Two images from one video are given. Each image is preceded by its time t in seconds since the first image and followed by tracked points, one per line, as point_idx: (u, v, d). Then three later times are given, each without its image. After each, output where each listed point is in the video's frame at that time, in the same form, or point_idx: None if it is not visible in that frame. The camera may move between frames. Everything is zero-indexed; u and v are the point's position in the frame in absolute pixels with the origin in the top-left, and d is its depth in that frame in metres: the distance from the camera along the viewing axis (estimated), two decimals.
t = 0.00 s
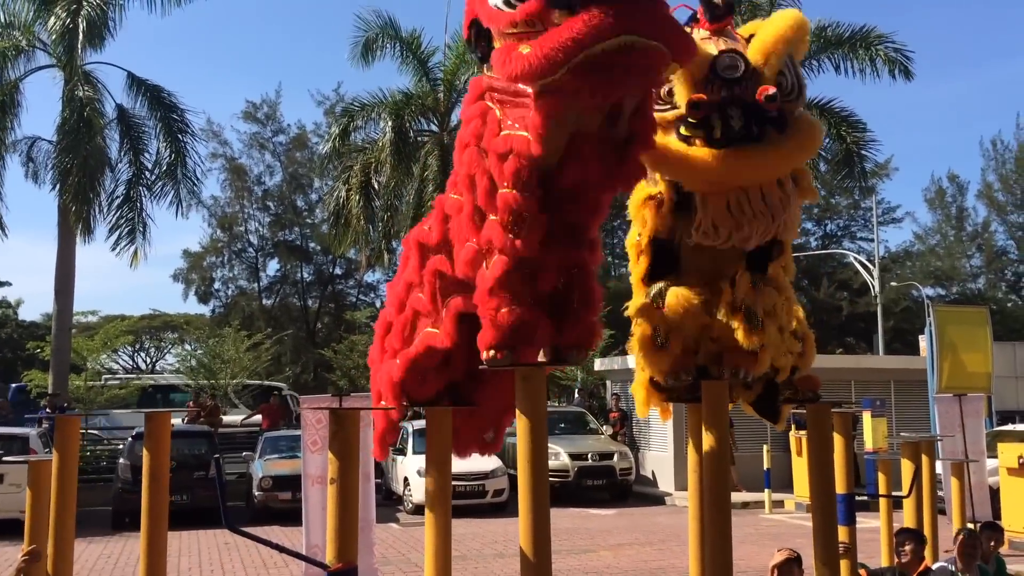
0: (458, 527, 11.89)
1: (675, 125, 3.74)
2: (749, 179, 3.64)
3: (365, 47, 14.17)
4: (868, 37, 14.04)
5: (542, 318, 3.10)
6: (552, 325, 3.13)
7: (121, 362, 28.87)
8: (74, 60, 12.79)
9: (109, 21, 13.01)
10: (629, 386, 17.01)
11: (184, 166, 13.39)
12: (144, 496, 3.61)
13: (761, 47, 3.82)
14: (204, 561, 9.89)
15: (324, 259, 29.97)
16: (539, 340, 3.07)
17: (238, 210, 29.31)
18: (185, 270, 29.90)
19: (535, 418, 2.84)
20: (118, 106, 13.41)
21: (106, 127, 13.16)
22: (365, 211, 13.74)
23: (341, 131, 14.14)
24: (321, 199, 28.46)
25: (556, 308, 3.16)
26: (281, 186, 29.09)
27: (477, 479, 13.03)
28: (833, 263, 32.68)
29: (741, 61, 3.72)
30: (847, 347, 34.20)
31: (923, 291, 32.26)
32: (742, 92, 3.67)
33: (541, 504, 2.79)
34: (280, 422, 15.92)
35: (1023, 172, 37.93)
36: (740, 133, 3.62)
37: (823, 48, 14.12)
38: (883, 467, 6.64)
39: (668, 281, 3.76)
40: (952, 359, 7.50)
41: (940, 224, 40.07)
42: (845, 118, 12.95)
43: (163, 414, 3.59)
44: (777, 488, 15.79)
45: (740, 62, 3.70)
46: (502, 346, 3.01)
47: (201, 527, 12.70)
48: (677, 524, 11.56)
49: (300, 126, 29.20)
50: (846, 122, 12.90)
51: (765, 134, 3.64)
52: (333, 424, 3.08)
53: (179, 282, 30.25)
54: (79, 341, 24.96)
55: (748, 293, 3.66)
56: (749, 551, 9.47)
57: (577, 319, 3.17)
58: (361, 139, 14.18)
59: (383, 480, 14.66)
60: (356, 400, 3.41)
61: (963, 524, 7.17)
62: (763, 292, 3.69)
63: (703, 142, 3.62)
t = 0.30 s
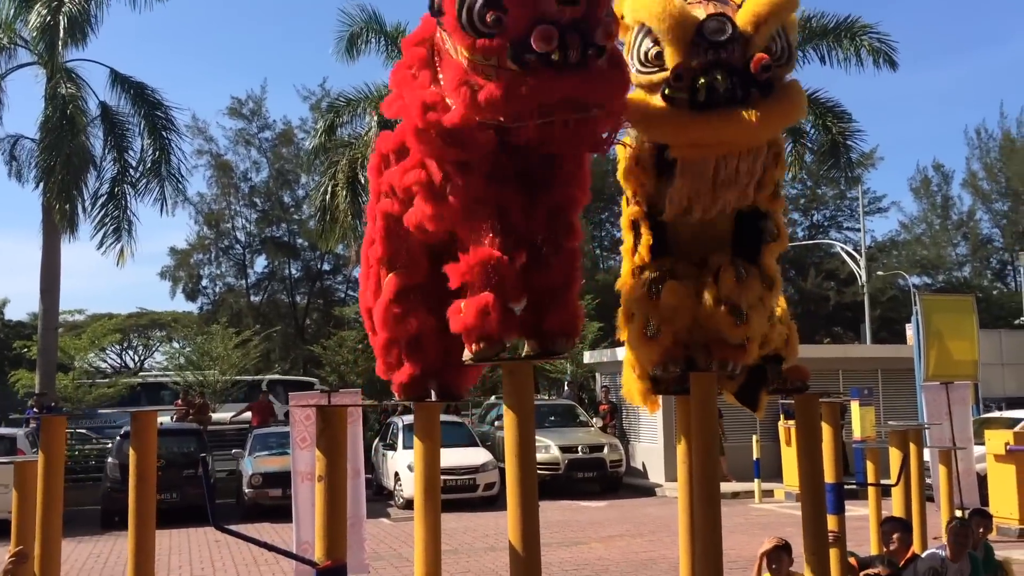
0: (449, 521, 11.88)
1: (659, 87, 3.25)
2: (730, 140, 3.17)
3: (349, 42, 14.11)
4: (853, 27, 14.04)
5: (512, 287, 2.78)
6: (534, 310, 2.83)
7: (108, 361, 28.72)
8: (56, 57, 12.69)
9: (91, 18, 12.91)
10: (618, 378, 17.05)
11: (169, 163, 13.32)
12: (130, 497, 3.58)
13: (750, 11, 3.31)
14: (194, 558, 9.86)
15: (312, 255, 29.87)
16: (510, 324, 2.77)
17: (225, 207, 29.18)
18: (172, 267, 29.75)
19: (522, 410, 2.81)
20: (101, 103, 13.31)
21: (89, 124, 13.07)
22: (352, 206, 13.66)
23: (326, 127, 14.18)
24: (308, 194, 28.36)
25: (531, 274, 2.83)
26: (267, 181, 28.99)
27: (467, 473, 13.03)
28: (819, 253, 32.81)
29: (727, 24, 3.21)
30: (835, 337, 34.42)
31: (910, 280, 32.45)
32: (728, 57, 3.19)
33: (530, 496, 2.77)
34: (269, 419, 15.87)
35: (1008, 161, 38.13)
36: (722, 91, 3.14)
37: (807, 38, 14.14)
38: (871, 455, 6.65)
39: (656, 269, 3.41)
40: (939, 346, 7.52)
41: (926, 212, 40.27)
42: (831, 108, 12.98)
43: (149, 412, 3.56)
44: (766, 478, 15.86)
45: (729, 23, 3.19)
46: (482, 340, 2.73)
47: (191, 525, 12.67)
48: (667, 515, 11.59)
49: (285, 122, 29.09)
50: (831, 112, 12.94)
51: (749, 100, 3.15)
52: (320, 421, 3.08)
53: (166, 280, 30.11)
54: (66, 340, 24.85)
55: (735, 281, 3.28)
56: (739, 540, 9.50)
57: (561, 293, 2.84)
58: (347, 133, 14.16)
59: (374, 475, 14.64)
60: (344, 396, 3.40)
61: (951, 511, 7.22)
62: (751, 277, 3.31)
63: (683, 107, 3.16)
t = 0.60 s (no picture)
0: (439, 505, 11.90)
1: (629, 22, 2.83)
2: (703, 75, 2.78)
3: (332, 26, 14.01)
4: (838, 8, 14.03)
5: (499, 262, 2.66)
6: (513, 283, 2.70)
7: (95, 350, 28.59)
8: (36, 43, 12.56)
9: (71, 4, 12.77)
10: (607, 360, 17.11)
11: (152, 150, 13.20)
12: (118, 486, 3.56)
13: None
14: (185, 546, 9.84)
15: (299, 241, 29.75)
16: (507, 299, 2.68)
17: (210, 193, 29.02)
18: (158, 255, 29.58)
19: (508, 391, 2.73)
20: (82, 90, 13.19)
21: (71, 111, 12.94)
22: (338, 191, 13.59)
23: (311, 111, 14.09)
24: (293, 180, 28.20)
25: (513, 242, 2.70)
26: (252, 168, 28.83)
27: (457, 457, 13.05)
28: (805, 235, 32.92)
29: None
30: (822, 317, 34.64)
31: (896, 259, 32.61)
32: None
33: (518, 477, 2.72)
34: (258, 406, 15.84)
35: (992, 139, 38.30)
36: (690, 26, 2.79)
37: (792, 19, 14.13)
38: (858, 434, 6.67)
39: (647, 230, 2.96)
40: (925, 325, 7.54)
41: (912, 192, 40.43)
42: (816, 89, 12.99)
43: (135, 400, 3.52)
44: (755, 458, 15.98)
45: None
46: (471, 324, 2.62)
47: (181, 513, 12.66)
48: (657, 496, 11.65)
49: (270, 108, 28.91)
50: (817, 93, 12.94)
51: (720, 33, 2.79)
52: (307, 407, 3.07)
53: (152, 268, 29.95)
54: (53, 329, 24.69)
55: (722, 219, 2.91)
56: (728, 520, 9.57)
57: (545, 261, 2.73)
58: (332, 118, 14.09)
59: (364, 461, 14.65)
60: (332, 381, 3.37)
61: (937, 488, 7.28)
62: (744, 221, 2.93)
63: (653, 40, 2.78)
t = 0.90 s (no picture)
0: (425, 497, 11.93)
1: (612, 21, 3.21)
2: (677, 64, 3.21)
3: (321, 18, 13.96)
4: (827, 5, 14.09)
5: (493, 254, 2.66)
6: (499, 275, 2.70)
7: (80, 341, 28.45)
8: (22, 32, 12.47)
9: None
10: (593, 355, 17.16)
11: (139, 140, 13.13)
12: (103, 475, 3.57)
13: None
14: (170, 538, 9.82)
15: (286, 233, 29.66)
16: (492, 290, 2.67)
17: (197, 184, 28.90)
18: (144, 246, 29.45)
19: (495, 384, 2.73)
20: (69, 79, 13.10)
21: (57, 101, 12.86)
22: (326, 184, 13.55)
23: (300, 103, 14.05)
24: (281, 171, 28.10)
25: (503, 236, 2.70)
26: (240, 159, 28.71)
27: (444, 450, 13.08)
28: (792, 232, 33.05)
29: None
30: (808, 313, 34.80)
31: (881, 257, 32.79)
32: None
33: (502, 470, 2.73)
34: (244, 398, 15.81)
35: (978, 138, 38.55)
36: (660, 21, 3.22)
37: (781, 16, 14.17)
38: (842, 430, 6.72)
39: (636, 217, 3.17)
40: (910, 322, 7.59)
41: (898, 189, 40.65)
42: (804, 85, 13.04)
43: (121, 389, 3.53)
44: (740, 453, 16.07)
45: None
46: (458, 318, 2.63)
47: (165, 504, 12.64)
48: (641, 490, 11.72)
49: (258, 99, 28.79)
50: (805, 89, 13.00)
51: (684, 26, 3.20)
52: (294, 399, 3.07)
53: (138, 259, 29.80)
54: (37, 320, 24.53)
55: (703, 204, 3.15)
56: (711, 515, 9.64)
57: (532, 255, 2.73)
58: (321, 110, 14.04)
59: (350, 453, 14.66)
60: (319, 374, 3.38)
61: (919, 483, 7.35)
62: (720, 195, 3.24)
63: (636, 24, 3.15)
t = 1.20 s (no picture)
0: (395, 491, 11.89)
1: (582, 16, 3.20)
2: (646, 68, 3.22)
3: (296, 6, 13.84)
4: (802, 5, 14.18)
5: (465, 246, 2.65)
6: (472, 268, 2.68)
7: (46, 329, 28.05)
8: None
9: None
10: (565, 349, 17.20)
11: (109, 126, 12.92)
12: (67, 465, 3.50)
13: None
14: (136, 529, 9.71)
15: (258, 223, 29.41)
16: (463, 283, 2.65)
17: (168, 172, 28.58)
18: (113, 234, 29.08)
19: (466, 379, 2.70)
20: (38, 63, 12.87)
21: (26, 85, 12.63)
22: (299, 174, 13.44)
23: (274, 92, 13.91)
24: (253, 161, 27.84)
25: (476, 230, 2.69)
26: (212, 147, 28.42)
27: (415, 444, 13.05)
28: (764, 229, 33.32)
29: None
30: (779, 310, 35.10)
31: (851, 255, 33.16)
32: None
33: (472, 465, 2.71)
34: (213, 389, 15.67)
35: (948, 140, 39.09)
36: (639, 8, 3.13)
37: (757, 15, 14.26)
38: (809, 426, 6.78)
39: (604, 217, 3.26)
40: (878, 321, 7.67)
41: (869, 189, 41.11)
42: (779, 84, 13.13)
43: (85, 380, 3.46)
44: (709, 449, 16.20)
45: None
46: (429, 312, 2.61)
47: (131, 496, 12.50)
48: (611, 484, 11.76)
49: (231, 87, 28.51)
50: (779, 88, 13.08)
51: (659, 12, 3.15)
52: (261, 391, 3.04)
53: (107, 247, 29.42)
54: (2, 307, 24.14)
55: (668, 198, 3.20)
56: (680, 510, 9.70)
57: (504, 249, 2.71)
58: (295, 100, 13.92)
59: (320, 445, 14.58)
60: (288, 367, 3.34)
61: (884, 481, 7.43)
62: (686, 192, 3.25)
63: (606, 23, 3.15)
